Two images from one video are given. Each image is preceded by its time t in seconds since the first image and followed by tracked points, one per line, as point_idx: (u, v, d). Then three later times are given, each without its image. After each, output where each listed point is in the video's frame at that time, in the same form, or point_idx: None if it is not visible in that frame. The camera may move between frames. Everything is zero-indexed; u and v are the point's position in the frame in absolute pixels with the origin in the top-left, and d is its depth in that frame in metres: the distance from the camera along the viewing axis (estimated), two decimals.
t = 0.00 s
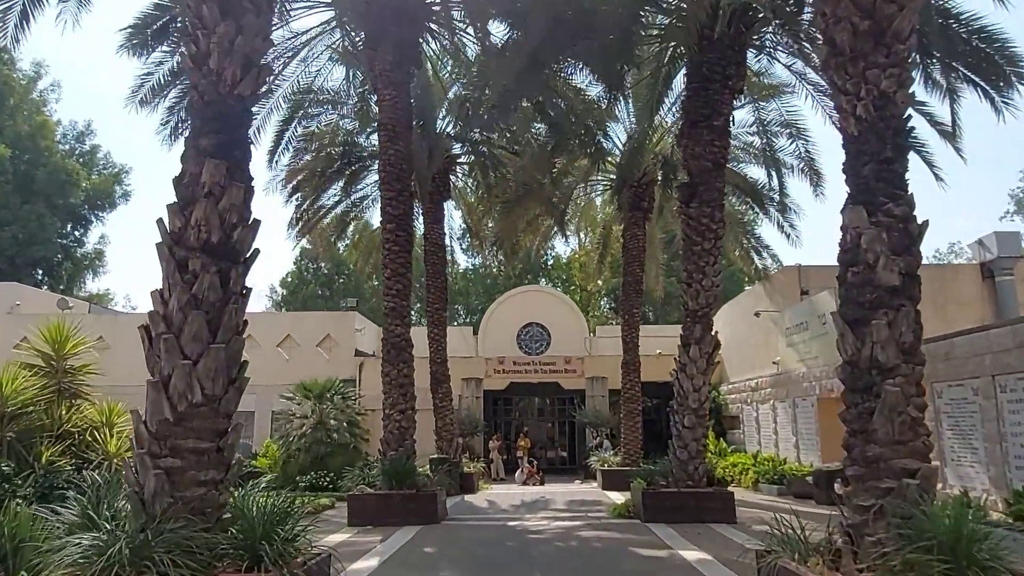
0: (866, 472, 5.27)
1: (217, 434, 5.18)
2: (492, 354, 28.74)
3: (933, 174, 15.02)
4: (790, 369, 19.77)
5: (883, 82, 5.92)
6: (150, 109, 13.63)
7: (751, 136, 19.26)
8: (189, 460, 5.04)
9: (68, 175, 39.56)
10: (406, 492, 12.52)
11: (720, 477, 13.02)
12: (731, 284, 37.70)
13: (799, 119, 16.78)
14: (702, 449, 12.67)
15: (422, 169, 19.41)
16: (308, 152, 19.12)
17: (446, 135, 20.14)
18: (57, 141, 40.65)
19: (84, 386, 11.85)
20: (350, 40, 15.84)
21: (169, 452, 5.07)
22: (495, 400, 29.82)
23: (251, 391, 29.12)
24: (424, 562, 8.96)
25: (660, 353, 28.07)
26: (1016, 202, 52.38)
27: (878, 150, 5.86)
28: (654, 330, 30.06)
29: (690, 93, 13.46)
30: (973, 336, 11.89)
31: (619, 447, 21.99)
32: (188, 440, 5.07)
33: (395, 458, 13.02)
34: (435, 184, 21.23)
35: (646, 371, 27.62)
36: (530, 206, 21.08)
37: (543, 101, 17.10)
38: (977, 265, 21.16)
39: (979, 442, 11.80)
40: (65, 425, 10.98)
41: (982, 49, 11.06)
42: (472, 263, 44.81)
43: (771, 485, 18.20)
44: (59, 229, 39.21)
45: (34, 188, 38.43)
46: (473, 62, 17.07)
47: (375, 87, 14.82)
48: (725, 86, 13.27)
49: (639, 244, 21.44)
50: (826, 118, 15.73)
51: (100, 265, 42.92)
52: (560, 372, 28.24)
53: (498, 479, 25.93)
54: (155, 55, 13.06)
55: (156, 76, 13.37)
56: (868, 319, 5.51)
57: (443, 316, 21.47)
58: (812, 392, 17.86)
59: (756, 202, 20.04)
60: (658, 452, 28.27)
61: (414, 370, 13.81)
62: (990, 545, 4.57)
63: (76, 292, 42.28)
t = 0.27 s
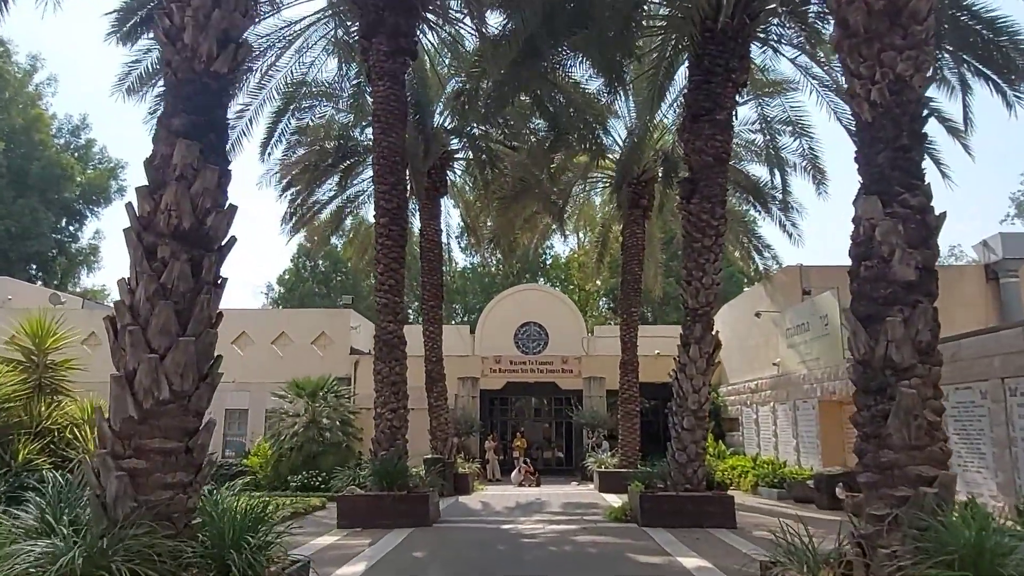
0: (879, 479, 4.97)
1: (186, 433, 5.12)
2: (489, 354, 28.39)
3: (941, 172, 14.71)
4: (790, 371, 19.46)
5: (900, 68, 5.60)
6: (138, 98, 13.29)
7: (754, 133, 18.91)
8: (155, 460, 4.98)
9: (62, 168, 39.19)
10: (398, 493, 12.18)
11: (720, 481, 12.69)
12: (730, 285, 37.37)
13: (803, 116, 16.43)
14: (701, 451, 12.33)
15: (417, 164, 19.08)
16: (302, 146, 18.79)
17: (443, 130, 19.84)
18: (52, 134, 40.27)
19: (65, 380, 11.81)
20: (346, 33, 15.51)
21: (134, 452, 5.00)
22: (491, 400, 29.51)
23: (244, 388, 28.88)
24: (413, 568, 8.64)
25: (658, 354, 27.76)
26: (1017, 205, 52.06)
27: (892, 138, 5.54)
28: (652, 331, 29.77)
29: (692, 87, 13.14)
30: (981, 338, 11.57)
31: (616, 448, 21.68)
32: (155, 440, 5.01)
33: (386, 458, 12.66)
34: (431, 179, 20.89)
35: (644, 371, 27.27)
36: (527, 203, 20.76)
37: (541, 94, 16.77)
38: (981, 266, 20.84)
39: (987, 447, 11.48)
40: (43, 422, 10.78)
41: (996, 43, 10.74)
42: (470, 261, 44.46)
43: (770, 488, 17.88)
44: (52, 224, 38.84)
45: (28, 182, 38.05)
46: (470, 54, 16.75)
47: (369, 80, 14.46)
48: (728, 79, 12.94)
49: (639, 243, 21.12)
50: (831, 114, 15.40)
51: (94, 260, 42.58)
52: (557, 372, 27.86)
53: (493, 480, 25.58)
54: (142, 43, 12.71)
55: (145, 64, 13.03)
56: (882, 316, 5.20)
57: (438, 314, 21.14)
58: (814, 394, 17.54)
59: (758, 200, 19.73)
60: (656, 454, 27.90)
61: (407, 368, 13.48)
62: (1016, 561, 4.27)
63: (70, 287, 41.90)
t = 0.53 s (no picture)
0: (896, 481, 4.89)
1: (151, 426, 5.06)
2: (485, 350, 28.07)
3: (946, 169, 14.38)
4: (788, 369, 19.14)
5: (919, 46, 5.34)
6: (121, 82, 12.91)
7: (755, 128, 18.56)
8: (117, 456, 4.92)
9: (53, 159, 38.73)
10: (387, 491, 11.86)
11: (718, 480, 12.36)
12: (727, 283, 37.06)
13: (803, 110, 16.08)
14: (699, 450, 12.01)
15: (411, 155, 18.71)
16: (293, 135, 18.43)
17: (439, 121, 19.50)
18: (43, 125, 39.74)
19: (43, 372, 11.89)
20: (340, 19, 15.13)
21: (94, 447, 4.92)
22: (485, 398, 29.23)
23: (234, 383, 28.60)
24: (400, 569, 8.32)
25: (654, 351, 27.46)
26: (1014, 207, 51.82)
27: (911, 118, 5.26)
28: (648, 328, 29.47)
29: (692, 78, 12.81)
30: (987, 337, 11.27)
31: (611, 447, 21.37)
32: (117, 434, 4.94)
33: (376, 455, 12.31)
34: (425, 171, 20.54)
35: (640, 369, 27.07)
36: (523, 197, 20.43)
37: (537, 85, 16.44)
38: (981, 265, 20.55)
39: (992, 449, 11.18)
40: (18, 415, 10.74)
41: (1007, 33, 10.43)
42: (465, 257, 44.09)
43: (767, 488, 17.58)
44: (42, 215, 38.38)
45: (18, 173, 37.58)
46: (466, 43, 16.39)
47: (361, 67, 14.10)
48: (729, 70, 12.61)
49: (636, 238, 20.82)
50: (832, 107, 15.06)
51: (85, 253, 42.17)
52: (551, 369, 27.57)
53: (486, 478, 25.27)
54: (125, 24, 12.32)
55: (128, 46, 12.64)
56: (898, 306, 5.08)
57: (432, 309, 20.82)
58: (813, 393, 17.25)
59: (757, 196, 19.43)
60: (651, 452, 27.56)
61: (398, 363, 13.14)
62: None
63: (60, 280, 41.48)
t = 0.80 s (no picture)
0: (923, 487, 4.83)
1: (117, 425, 4.84)
2: (484, 348, 27.76)
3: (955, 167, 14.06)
4: (791, 369, 18.81)
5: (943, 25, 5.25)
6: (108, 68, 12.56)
7: (759, 125, 18.22)
8: (76, 457, 4.70)
9: (48, 153, 38.38)
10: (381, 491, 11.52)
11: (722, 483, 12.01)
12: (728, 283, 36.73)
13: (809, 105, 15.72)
14: (702, 452, 11.68)
15: (408, 149, 18.34)
16: (288, 128, 18.15)
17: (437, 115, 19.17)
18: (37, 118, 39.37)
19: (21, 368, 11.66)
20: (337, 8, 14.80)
21: (54, 447, 4.70)
22: (483, 396, 28.87)
23: (229, 380, 28.26)
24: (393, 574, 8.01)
25: (655, 351, 27.16)
26: (1014, 209, 51.46)
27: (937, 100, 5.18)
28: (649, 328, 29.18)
29: (697, 69, 12.48)
30: (999, 335, 10.98)
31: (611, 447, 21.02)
32: (78, 433, 4.73)
33: (370, 455, 11.95)
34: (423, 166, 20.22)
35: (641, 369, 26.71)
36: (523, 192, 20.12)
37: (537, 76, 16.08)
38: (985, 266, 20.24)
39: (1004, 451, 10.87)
40: None
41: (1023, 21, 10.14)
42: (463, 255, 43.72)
43: (769, 490, 17.24)
44: (37, 210, 38.03)
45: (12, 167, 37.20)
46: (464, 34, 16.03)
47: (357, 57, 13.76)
48: (736, 60, 12.28)
49: (637, 235, 20.48)
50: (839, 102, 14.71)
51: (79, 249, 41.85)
52: (551, 369, 27.19)
53: (484, 478, 24.96)
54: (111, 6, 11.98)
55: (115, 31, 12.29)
56: (924, 301, 5.01)
57: (430, 306, 20.49)
58: (817, 393, 16.93)
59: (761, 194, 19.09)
60: (651, 453, 27.23)
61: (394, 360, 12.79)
62: None
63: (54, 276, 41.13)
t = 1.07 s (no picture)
0: (951, 491, 4.64)
1: (72, 416, 4.65)
2: (478, 343, 27.48)
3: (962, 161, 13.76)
4: (791, 367, 18.49)
5: None
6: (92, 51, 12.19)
7: (761, 119, 17.90)
8: (27, 452, 4.50)
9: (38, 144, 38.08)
10: (370, 489, 11.19)
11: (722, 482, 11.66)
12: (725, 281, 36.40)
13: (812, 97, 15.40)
14: (701, 450, 11.34)
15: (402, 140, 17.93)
16: (280, 117, 17.72)
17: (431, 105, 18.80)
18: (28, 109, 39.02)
19: None
20: None
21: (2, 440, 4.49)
22: (478, 393, 28.53)
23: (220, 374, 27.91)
24: None
25: (652, 348, 26.86)
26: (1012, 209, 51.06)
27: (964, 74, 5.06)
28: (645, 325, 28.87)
29: (699, 57, 12.14)
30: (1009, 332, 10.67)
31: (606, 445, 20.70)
32: (29, 426, 4.53)
33: (359, 452, 11.60)
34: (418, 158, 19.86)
35: (637, 365, 26.70)
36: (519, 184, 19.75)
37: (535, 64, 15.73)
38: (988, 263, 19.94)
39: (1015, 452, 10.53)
40: None
41: None
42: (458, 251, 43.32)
43: (768, 490, 16.92)
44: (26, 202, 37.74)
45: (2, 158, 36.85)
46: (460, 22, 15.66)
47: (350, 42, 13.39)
48: (740, 48, 11.93)
49: (635, 230, 20.14)
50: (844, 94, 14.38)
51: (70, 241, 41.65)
52: (546, 365, 27.13)
53: (478, 475, 24.62)
54: None
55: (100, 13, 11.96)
56: (950, 289, 4.86)
57: (423, 300, 20.13)
58: (817, 392, 16.62)
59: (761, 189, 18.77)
60: (648, 450, 26.88)
61: (385, 354, 12.41)
62: None
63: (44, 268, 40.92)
